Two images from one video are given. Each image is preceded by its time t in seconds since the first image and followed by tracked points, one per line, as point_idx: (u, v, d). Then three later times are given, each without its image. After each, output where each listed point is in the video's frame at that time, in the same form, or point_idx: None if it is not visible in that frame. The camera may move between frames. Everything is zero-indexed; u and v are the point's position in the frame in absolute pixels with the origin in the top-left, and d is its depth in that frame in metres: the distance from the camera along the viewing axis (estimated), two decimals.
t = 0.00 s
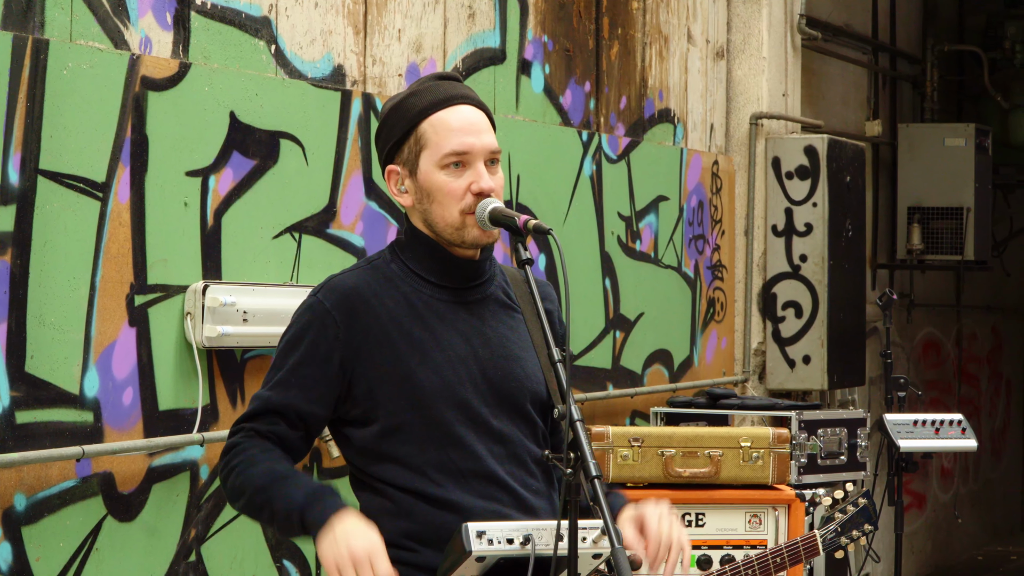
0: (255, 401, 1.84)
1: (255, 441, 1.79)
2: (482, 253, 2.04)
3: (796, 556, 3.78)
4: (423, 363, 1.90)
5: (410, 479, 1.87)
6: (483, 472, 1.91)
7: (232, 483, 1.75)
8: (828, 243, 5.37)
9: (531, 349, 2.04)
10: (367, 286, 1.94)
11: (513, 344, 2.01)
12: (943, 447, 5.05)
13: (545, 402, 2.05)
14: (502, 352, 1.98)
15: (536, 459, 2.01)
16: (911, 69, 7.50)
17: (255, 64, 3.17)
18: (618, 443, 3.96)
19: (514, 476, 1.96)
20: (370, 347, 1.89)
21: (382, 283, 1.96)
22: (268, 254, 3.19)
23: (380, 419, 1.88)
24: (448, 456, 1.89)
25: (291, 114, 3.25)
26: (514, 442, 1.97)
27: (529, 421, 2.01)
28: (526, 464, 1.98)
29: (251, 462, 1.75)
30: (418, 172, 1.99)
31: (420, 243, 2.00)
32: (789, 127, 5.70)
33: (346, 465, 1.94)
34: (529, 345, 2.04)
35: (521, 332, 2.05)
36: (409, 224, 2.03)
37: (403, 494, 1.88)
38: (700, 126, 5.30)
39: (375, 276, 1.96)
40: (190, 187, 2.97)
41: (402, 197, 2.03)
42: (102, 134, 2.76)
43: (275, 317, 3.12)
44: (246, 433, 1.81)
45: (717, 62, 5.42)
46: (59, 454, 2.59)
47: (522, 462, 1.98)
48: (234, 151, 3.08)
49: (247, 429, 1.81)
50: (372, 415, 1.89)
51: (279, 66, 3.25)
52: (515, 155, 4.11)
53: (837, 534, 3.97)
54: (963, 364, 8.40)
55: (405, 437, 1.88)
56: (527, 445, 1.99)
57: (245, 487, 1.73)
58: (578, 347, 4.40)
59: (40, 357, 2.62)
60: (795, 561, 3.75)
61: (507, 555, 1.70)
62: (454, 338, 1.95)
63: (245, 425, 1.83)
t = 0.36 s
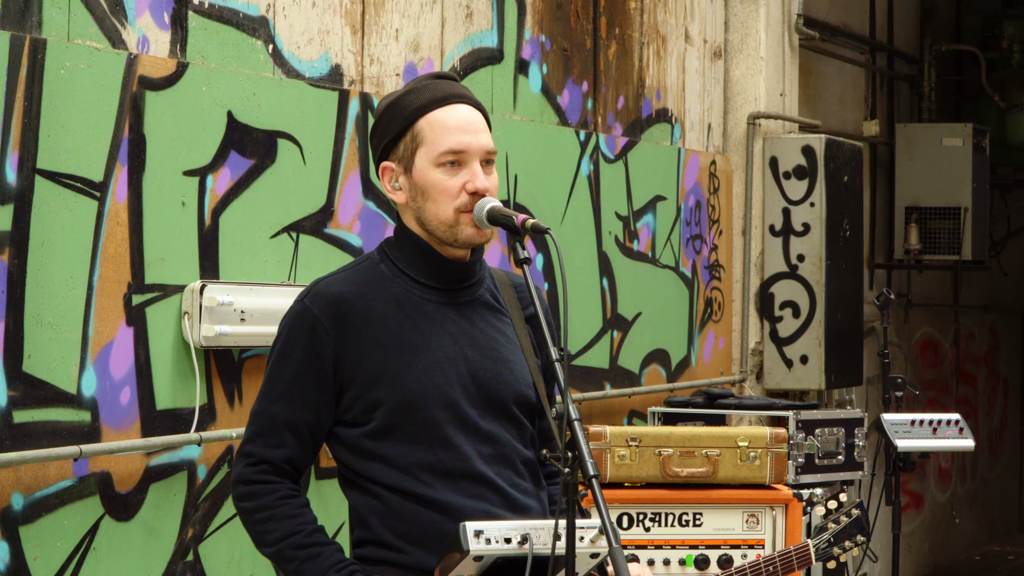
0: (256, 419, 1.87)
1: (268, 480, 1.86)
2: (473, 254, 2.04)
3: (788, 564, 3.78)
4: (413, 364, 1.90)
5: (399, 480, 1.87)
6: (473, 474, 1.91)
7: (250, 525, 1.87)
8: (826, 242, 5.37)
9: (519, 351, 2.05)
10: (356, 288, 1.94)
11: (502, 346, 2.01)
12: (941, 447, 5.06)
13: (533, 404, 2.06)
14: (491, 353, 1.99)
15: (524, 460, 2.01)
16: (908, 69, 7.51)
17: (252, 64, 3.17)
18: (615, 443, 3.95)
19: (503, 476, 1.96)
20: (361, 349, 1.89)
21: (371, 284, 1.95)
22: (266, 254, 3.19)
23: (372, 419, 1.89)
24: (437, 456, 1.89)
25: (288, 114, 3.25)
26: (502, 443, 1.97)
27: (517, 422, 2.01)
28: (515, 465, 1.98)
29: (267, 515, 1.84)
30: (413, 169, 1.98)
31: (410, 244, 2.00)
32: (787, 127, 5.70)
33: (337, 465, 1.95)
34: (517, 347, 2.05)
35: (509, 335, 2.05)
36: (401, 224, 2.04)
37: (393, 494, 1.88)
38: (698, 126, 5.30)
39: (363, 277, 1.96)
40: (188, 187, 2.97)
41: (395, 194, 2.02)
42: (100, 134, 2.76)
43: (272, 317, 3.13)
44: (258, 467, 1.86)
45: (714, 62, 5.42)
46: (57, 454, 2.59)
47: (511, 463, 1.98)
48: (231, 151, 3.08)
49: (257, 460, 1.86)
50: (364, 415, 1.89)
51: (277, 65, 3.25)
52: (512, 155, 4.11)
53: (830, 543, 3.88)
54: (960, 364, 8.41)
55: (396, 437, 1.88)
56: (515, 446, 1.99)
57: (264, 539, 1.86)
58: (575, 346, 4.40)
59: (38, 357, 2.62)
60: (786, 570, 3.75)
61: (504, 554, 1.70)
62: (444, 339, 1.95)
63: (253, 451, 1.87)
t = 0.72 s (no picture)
0: (246, 414, 1.84)
1: (261, 473, 1.83)
2: (469, 257, 2.04)
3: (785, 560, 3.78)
4: (411, 365, 1.90)
5: (396, 481, 1.87)
6: (470, 474, 1.91)
7: (237, 519, 1.83)
8: (824, 242, 5.38)
9: (513, 351, 2.05)
10: (353, 288, 1.93)
11: (497, 347, 2.02)
12: (939, 447, 5.06)
13: (527, 404, 2.06)
14: (486, 355, 1.99)
15: (520, 461, 2.02)
16: (906, 69, 7.52)
17: (250, 64, 3.17)
18: (614, 443, 3.97)
19: (500, 476, 1.96)
20: (357, 349, 1.89)
21: (367, 285, 1.95)
22: (264, 254, 3.19)
23: (367, 420, 1.89)
24: (434, 457, 1.89)
25: (287, 114, 3.25)
26: (498, 443, 1.97)
27: (513, 423, 2.02)
28: (510, 465, 1.99)
29: (263, 506, 1.82)
30: (417, 170, 1.98)
31: (407, 246, 2.00)
32: (785, 127, 5.71)
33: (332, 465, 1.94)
34: (511, 348, 2.06)
35: (503, 336, 2.06)
36: (400, 226, 2.03)
37: (390, 495, 1.88)
38: (696, 126, 5.30)
39: (359, 278, 1.95)
40: (186, 187, 2.97)
41: (397, 194, 2.02)
42: (98, 134, 2.76)
43: (271, 317, 3.13)
44: (249, 460, 1.83)
45: (713, 62, 5.42)
46: (56, 454, 2.59)
47: (507, 463, 1.98)
48: (229, 151, 3.08)
49: (249, 453, 1.83)
50: (359, 417, 1.89)
51: (275, 65, 3.25)
52: (511, 155, 4.11)
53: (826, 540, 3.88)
54: (958, 364, 8.42)
55: (392, 438, 1.88)
56: (511, 446, 2.00)
57: (257, 529, 1.83)
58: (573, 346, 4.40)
59: (36, 357, 2.62)
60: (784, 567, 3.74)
61: (504, 555, 1.69)
62: (440, 339, 1.95)
63: (242, 444, 1.83)
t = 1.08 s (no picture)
0: (258, 426, 1.82)
1: (275, 481, 1.81)
2: (471, 257, 2.02)
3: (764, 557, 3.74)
4: (419, 370, 1.88)
5: (406, 485, 1.86)
6: (481, 479, 1.89)
7: (254, 529, 1.81)
8: (822, 242, 5.38)
9: (522, 350, 2.03)
10: (360, 296, 1.91)
11: (506, 347, 2.00)
12: (936, 446, 5.07)
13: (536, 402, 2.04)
14: (495, 355, 1.97)
15: (530, 465, 2.00)
16: (904, 69, 7.53)
17: (248, 64, 3.17)
18: (612, 443, 3.98)
19: (511, 480, 1.94)
20: (366, 356, 1.87)
21: (373, 290, 1.93)
22: (262, 254, 3.19)
23: (379, 426, 1.87)
24: (445, 462, 1.87)
25: (284, 114, 3.26)
26: (509, 446, 1.95)
27: (524, 424, 2.00)
28: (520, 468, 1.97)
29: (279, 515, 1.80)
30: (414, 171, 1.96)
31: (408, 250, 1.98)
32: (783, 127, 5.71)
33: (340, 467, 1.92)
34: (521, 347, 2.03)
35: (511, 333, 2.03)
36: (401, 229, 2.01)
37: (398, 496, 1.86)
38: (694, 126, 5.31)
39: (366, 285, 1.93)
40: (184, 187, 2.97)
41: (394, 196, 1.99)
42: (96, 134, 2.76)
43: (269, 317, 3.13)
44: (263, 470, 1.81)
45: (710, 63, 5.42)
46: (54, 454, 2.59)
47: (517, 467, 1.96)
48: (228, 151, 3.08)
49: (262, 464, 1.81)
50: (371, 423, 1.87)
51: (273, 66, 3.25)
52: (509, 155, 4.11)
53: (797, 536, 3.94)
54: (956, 364, 8.42)
55: (402, 444, 1.87)
56: (520, 448, 1.98)
57: (274, 538, 1.81)
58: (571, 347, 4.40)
59: (34, 357, 2.62)
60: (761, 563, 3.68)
61: (501, 556, 1.68)
62: (448, 342, 1.93)
63: (255, 456, 1.81)
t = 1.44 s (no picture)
0: (268, 436, 1.80)
1: (291, 489, 1.79)
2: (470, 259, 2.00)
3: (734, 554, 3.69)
4: (422, 371, 1.86)
5: (410, 489, 1.84)
6: (485, 481, 1.87)
7: (276, 540, 1.79)
8: (820, 243, 5.39)
9: (525, 346, 2.00)
10: (362, 300, 1.89)
11: (510, 345, 1.97)
12: (935, 447, 5.07)
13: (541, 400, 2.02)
14: (499, 354, 1.94)
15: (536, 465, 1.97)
16: (901, 70, 7.54)
17: (247, 65, 3.17)
18: (611, 444, 3.99)
19: (518, 481, 1.91)
20: (369, 359, 1.85)
21: (374, 294, 1.91)
22: (261, 255, 3.19)
23: (384, 428, 1.85)
24: (449, 465, 1.85)
25: (283, 115, 3.26)
26: (514, 447, 1.93)
27: (530, 423, 1.97)
28: (527, 469, 1.94)
29: (300, 523, 1.78)
30: (413, 177, 1.93)
31: (408, 255, 1.95)
32: (781, 128, 5.72)
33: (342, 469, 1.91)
34: (524, 344, 2.00)
35: (516, 329, 2.01)
36: (398, 234, 1.98)
37: (401, 500, 1.84)
38: (692, 127, 5.31)
39: (368, 288, 1.91)
40: (183, 189, 2.97)
41: (392, 203, 1.96)
42: (95, 135, 2.76)
43: (268, 318, 3.12)
44: (277, 481, 1.79)
45: (709, 63, 5.43)
46: (53, 455, 2.58)
47: (524, 468, 1.94)
48: (227, 153, 3.09)
49: (277, 475, 1.79)
50: (376, 425, 1.85)
51: (272, 67, 3.25)
52: (507, 156, 4.12)
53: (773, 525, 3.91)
54: (954, 365, 8.43)
55: (407, 446, 1.85)
56: (527, 449, 1.95)
57: (299, 546, 1.78)
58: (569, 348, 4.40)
59: (33, 359, 2.62)
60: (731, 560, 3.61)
61: (502, 557, 1.68)
62: (450, 341, 1.91)
63: (269, 467, 1.79)
